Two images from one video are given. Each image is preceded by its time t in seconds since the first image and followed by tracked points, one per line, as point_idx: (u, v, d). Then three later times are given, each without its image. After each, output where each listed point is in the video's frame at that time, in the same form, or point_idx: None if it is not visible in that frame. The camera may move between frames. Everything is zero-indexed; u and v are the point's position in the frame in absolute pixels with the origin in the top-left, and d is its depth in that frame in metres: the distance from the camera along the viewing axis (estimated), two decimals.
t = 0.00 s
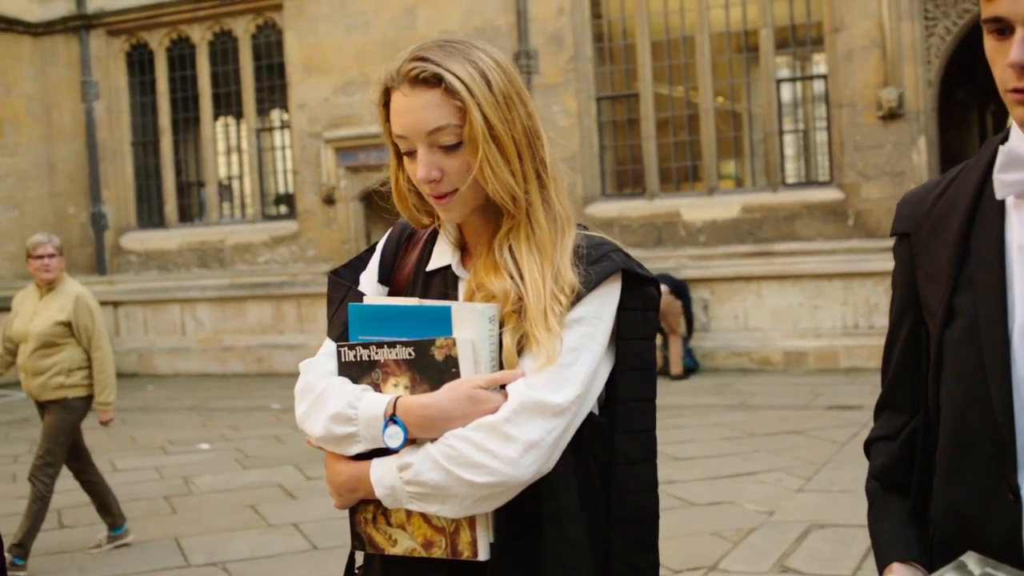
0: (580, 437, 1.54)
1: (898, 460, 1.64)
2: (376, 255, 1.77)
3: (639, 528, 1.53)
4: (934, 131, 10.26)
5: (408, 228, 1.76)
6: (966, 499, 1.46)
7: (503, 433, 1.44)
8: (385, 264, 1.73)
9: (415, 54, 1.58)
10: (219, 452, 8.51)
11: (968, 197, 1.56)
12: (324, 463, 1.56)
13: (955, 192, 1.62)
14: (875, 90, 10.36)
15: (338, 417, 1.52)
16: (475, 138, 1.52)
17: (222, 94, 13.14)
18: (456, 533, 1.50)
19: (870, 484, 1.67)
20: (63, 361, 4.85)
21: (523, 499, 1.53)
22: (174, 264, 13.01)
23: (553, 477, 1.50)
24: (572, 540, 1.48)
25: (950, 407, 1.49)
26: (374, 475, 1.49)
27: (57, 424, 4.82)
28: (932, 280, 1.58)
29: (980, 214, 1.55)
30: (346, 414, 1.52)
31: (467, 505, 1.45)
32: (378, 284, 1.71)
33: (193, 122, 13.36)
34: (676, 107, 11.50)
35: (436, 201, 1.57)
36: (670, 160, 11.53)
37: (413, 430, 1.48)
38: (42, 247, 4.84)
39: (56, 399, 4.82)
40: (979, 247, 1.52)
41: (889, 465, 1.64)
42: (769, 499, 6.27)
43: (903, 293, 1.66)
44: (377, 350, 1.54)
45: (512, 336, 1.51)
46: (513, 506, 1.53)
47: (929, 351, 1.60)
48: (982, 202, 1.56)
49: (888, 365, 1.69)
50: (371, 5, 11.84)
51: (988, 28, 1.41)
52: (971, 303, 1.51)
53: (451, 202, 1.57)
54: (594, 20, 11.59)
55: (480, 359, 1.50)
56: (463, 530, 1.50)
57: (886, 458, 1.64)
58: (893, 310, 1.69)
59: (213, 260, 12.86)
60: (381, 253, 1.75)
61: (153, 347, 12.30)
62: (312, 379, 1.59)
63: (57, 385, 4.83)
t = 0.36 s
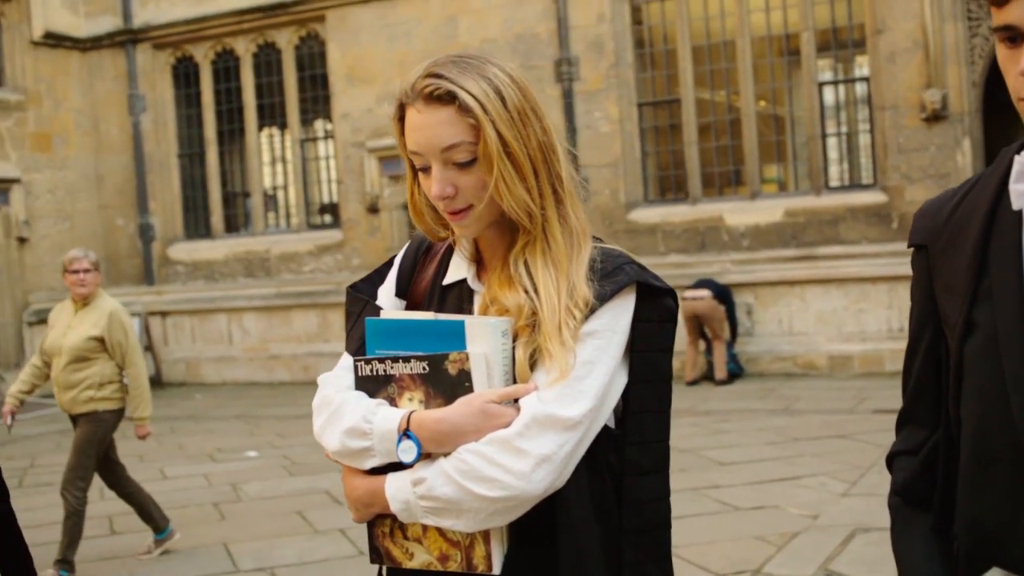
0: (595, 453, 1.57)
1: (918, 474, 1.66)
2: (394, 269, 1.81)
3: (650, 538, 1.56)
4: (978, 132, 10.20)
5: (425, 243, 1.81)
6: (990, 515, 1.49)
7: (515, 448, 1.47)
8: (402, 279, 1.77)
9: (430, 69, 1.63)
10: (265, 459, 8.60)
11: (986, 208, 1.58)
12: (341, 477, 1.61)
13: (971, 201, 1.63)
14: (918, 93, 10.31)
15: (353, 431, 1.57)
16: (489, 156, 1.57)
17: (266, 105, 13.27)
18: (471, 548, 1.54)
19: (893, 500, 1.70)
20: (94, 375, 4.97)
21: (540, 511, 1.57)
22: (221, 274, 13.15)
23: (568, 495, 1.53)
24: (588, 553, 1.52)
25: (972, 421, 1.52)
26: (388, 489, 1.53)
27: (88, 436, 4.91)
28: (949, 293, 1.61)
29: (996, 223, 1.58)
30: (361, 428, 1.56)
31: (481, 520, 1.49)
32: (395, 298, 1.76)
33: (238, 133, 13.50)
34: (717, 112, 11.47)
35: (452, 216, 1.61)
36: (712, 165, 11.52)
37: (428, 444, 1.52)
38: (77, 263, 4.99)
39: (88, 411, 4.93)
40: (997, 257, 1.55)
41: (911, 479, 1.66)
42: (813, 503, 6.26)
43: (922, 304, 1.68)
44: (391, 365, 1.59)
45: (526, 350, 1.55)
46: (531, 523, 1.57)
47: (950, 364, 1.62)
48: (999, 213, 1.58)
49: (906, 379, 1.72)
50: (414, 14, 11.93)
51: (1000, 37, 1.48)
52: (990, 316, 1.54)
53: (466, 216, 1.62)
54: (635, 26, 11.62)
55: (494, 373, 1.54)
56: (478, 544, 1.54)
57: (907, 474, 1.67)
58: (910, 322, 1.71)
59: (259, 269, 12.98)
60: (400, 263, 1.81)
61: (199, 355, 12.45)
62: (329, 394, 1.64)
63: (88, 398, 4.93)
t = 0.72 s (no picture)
0: (600, 469, 1.60)
1: (931, 497, 1.67)
2: (408, 285, 1.88)
3: (661, 551, 1.60)
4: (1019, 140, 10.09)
5: (439, 258, 1.87)
6: (1006, 537, 1.51)
7: (519, 463, 1.54)
8: (415, 295, 1.84)
9: (445, 86, 1.69)
10: (303, 464, 8.67)
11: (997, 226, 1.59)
12: (352, 491, 1.70)
13: (982, 219, 1.65)
14: (958, 100, 10.22)
15: (361, 446, 1.66)
16: (500, 173, 1.62)
17: (306, 112, 13.37)
18: (477, 563, 1.62)
19: (906, 522, 1.71)
20: (121, 377, 5.05)
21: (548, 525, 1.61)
22: (261, 280, 13.27)
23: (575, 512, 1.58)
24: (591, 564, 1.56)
25: (986, 442, 1.54)
26: (395, 504, 1.62)
27: (113, 438, 4.98)
28: (961, 311, 1.63)
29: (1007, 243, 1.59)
30: (369, 443, 1.65)
31: (485, 535, 1.56)
32: (409, 314, 1.82)
33: (278, 140, 13.61)
34: (755, 120, 11.43)
35: (463, 232, 1.68)
36: (750, 173, 11.49)
37: (433, 460, 1.60)
38: (108, 268, 5.09)
39: (114, 412, 5.00)
40: (1009, 277, 1.56)
41: (924, 501, 1.68)
42: (849, 511, 6.25)
43: (935, 323, 1.69)
44: (400, 381, 1.67)
45: (533, 367, 1.61)
46: (541, 535, 1.62)
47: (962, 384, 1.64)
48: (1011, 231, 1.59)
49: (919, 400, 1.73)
50: (453, 22, 11.98)
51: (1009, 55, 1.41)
52: (1003, 335, 1.56)
53: (478, 232, 1.67)
54: (673, 34, 11.63)
55: (501, 389, 1.60)
56: (484, 560, 1.62)
57: (921, 495, 1.69)
58: (924, 342, 1.73)
59: (298, 275, 13.08)
60: (413, 279, 1.87)
61: (239, 361, 12.54)
62: (341, 409, 1.73)
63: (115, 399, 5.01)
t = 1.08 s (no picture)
0: (610, 478, 1.64)
1: (942, 514, 1.68)
2: (422, 297, 1.93)
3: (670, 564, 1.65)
4: None
5: (452, 270, 1.91)
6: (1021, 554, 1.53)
7: (519, 473, 1.57)
8: (427, 307, 1.88)
9: (459, 96, 1.73)
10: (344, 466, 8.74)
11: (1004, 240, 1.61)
12: (359, 501, 1.75)
13: (988, 230, 1.66)
14: (1003, 103, 10.12)
15: (367, 455, 1.71)
16: (508, 183, 1.66)
17: (350, 116, 13.48)
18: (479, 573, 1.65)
19: (917, 539, 1.72)
20: (152, 377, 5.10)
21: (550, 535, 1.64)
22: (304, 282, 13.39)
23: (580, 522, 1.60)
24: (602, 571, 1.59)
25: (998, 457, 1.55)
26: (399, 515, 1.66)
27: (150, 437, 5.06)
28: (969, 326, 1.65)
29: (1015, 256, 1.61)
30: (374, 452, 1.70)
31: (486, 545, 1.59)
32: (420, 325, 1.87)
33: (322, 144, 13.73)
34: (798, 123, 11.41)
35: (473, 241, 1.72)
36: (793, 176, 11.45)
37: (436, 470, 1.64)
38: (142, 270, 5.17)
39: (146, 412, 5.08)
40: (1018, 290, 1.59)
41: (935, 518, 1.69)
42: (891, 514, 6.24)
43: (941, 339, 1.71)
44: (406, 392, 1.71)
45: (537, 378, 1.65)
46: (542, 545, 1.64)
47: (971, 399, 1.65)
48: (1017, 246, 1.61)
49: (926, 417, 1.75)
50: (496, 26, 12.03)
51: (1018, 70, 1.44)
52: (1014, 349, 1.58)
53: (488, 241, 1.72)
54: (715, 38, 11.62)
55: (505, 400, 1.64)
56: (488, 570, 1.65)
57: (932, 511, 1.69)
58: (930, 359, 1.74)
59: (342, 278, 13.17)
60: (426, 292, 1.92)
61: (283, 362, 12.66)
62: (350, 420, 1.78)
63: (146, 399, 5.08)
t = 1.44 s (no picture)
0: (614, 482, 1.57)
1: (954, 519, 1.63)
2: (434, 298, 1.91)
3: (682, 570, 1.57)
4: None
5: (467, 273, 1.89)
6: None
7: (517, 475, 1.53)
8: (441, 306, 1.87)
9: (475, 92, 1.69)
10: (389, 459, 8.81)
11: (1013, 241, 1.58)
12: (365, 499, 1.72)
13: (998, 232, 1.63)
14: None
15: (372, 452, 1.67)
16: (520, 179, 1.62)
17: (399, 111, 13.58)
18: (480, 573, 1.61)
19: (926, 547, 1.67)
20: (190, 368, 5.19)
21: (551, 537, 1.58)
22: (353, 276, 13.51)
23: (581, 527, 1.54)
24: None
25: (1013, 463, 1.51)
26: (400, 513, 1.62)
27: (192, 426, 5.18)
28: (979, 327, 1.60)
29: None
30: (379, 449, 1.66)
31: (485, 545, 1.55)
32: (433, 324, 1.85)
33: (371, 139, 13.89)
34: (847, 118, 11.38)
35: (483, 236, 1.67)
36: (842, 172, 11.41)
37: (436, 468, 1.60)
38: (178, 262, 5.25)
39: (186, 403, 5.18)
40: None
41: (947, 524, 1.64)
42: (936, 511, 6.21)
43: (949, 342, 1.67)
44: (413, 390, 1.67)
45: (542, 381, 1.61)
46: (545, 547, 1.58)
47: (983, 403, 1.61)
48: None
49: (935, 421, 1.70)
50: (544, 22, 12.07)
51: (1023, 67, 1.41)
52: None
53: (498, 238, 1.67)
54: (764, 33, 11.59)
55: (507, 402, 1.60)
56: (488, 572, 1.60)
57: (943, 518, 1.64)
58: (938, 363, 1.70)
59: (390, 272, 13.26)
60: (440, 292, 1.90)
61: (332, 355, 12.72)
62: (359, 416, 1.75)
63: (186, 390, 5.18)
